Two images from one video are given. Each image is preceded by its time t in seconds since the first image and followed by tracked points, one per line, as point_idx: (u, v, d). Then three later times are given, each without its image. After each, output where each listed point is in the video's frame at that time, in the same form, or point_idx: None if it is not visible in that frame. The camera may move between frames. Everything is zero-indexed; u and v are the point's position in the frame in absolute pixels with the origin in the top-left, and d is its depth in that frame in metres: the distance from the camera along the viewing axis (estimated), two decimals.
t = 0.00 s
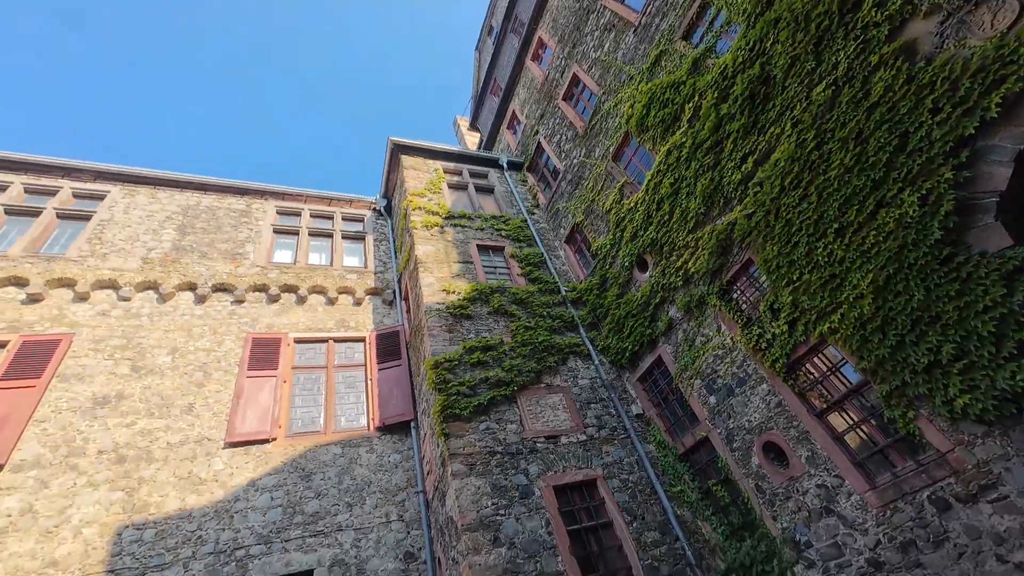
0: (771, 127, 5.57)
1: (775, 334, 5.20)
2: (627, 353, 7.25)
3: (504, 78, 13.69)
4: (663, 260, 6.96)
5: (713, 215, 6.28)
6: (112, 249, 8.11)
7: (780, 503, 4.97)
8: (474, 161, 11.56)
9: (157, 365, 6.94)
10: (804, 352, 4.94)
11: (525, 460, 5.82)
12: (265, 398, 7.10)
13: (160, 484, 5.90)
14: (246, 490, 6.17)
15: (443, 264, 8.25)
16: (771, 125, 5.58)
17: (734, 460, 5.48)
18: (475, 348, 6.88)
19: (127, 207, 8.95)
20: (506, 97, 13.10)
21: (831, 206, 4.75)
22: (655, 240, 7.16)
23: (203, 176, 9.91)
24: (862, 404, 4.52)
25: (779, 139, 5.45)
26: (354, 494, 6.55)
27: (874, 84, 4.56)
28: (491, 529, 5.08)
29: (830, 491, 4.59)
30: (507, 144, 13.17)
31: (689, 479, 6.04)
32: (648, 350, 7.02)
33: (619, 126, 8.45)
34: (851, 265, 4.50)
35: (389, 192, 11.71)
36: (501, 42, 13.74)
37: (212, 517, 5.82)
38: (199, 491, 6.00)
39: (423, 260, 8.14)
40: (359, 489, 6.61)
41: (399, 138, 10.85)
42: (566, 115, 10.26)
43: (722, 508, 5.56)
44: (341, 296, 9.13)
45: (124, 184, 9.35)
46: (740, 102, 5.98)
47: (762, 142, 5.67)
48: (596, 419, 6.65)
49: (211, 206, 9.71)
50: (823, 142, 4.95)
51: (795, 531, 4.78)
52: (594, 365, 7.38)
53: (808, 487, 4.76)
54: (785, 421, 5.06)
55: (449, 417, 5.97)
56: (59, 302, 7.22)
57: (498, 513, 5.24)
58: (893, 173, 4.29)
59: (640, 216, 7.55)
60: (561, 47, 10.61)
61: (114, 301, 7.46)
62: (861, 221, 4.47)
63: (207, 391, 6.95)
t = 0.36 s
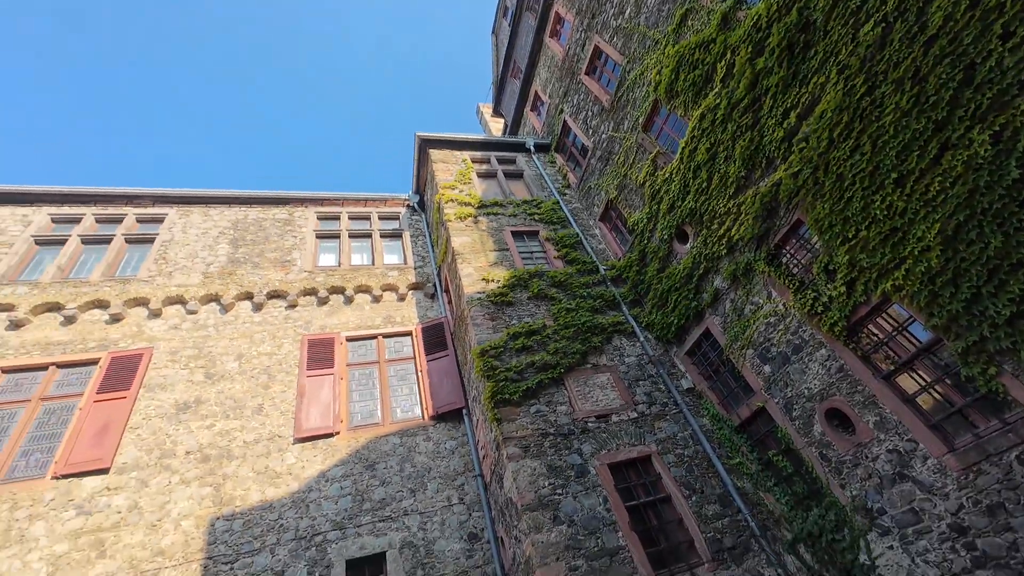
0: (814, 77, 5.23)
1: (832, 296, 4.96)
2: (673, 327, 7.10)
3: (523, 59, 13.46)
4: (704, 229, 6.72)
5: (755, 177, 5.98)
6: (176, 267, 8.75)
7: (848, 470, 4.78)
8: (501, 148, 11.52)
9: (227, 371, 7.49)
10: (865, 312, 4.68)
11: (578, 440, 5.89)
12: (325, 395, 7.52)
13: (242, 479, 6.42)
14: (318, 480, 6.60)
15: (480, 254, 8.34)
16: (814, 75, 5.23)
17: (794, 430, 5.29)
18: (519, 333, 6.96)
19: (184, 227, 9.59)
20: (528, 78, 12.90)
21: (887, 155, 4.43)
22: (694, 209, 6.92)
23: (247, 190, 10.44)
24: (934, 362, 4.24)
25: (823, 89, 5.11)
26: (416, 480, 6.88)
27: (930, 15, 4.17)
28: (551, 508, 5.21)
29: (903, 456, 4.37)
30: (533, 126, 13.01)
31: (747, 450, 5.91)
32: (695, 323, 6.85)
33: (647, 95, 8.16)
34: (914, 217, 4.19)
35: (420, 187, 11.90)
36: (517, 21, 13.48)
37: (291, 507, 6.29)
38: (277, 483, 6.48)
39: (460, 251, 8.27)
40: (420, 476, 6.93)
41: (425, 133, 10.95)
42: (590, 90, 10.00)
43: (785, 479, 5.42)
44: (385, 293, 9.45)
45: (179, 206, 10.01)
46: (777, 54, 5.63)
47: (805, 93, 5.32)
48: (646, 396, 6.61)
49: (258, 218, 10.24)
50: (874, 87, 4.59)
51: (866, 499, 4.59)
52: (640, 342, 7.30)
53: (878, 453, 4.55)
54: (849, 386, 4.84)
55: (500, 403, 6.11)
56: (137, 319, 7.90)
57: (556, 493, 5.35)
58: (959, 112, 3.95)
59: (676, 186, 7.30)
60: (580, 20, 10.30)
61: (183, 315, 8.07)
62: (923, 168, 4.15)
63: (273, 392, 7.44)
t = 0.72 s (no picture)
0: (859, 18, 4.85)
1: (893, 253, 4.65)
2: (718, 298, 6.89)
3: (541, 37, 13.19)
4: (745, 195, 6.44)
5: (799, 134, 5.65)
6: (231, 278, 9.32)
7: (919, 435, 4.53)
8: (526, 131, 11.40)
9: (286, 372, 7.96)
10: (931, 267, 4.37)
11: (628, 418, 5.89)
12: (378, 388, 7.87)
13: (310, 471, 6.86)
14: (379, 469, 6.95)
15: (515, 240, 8.37)
16: (859, 16, 4.85)
17: (857, 396, 5.06)
18: (560, 316, 6.98)
19: (234, 239, 10.16)
20: (548, 56, 12.65)
21: (949, 94, 4.07)
22: (732, 174, 6.64)
23: (287, 199, 10.89)
24: (1014, 315, 3.93)
25: (871, 30, 4.73)
26: (471, 465, 7.12)
27: None
28: (605, 485, 5.26)
29: (982, 417, 4.09)
30: (556, 105, 12.78)
31: (806, 420, 5.71)
32: (741, 293, 6.63)
33: (674, 59, 7.82)
34: (984, 159, 3.85)
35: (450, 179, 12.00)
36: None
37: (357, 494, 6.67)
38: (342, 473, 6.88)
39: (494, 239, 8.33)
40: (475, 460, 7.16)
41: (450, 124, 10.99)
42: (614, 61, 9.68)
43: (849, 447, 5.21)
44: (425, 287, 9.68)
45: (228, 220, 10.60)
46: None
47: (850, 37, 4.95)
48: (694, 370, 6.50)
49: (300, 224, 10.68)
50: (930, 20, 4.21)
51: (941, 464, 4.35)
52: (684, 316, 7.15)
53: (952, 415, 4.29)
54: (916, 347, 4.56)
55: (547, 385, 6.20)
56: (202, 329, 8.50)
57: (609, 471, 5.39)
58: None
59: (712, 151, 7.01)
60: None
61: (242, 322, 8.62)
62: (992, 105, 3.79)
63: (330, 388, 7.85)
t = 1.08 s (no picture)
0: None
1: (963, 203, 4.29)
2: (767, 266, 6.60)
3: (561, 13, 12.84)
4: (791, 155, 6.08)
5: (848, 83, 5.26)
6: (282, 282, 9.83)
7: (1003, 398, 4.20)
8: (552, 112, 11.21)
9: (341, 367, 8.37)
10: (1010, 215, 3.99)
11: (678, 394, 5.81)
12: (428, 378, 8.13)
13: (371, 459, 7.22)
14: (434, 455, 7.23)
15: (549, 223, 8.32)
16: None
17: (929, 359, 4.74)
18: (601, 296, 6.92)
19: (282, 245, 10.68)
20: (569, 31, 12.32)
21: None
22: (775, 134, 6.29)
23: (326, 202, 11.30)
24: None
25: None
26: (522, 447, 7.26)
27: None
28: (659, 462, 5.23)
29: None
30: (581, 81, 12.47)
31: (871, 387, 5.43)
32: (792, 259, 6.31)
33: (705, 18, 7.45)
34: None
35: (480, 168, 12.03)
36: None
37: (416, 480, 6.98)
38: (400, 460, 7.20)
39: (529, 224, 8.32)
40: (526, 443, 7.30)
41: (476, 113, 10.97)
42: (639, 28, 9.32)
43: (921, 413, 4.92)
44: (464, 277, 9.85)
45: (274, 227, 11.14)
46: None
47: None
48: (745, 342, 6.28)
49: (340, 225, 11.08)
50: None
51: None
52: (730, 287, 6.88)
53: None
54: (995, 303, 4.21)
55: (593, 366, 6.20)
56: (261, 331, 9.06)
57: (663, 448, 5.35)
58: None
59: (752, 112, 6.65)
60: None
61: (297, 322, 9.11)
62: None
63: (383, 380, 8.19)
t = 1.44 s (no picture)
0: None
1: None
2: (818, 227, 6.20)
3: None
4: (840, 105, 5.67)
5: (903, 18, 4.83)
6: (327, 282, 10.23)
7: None
8: (576, 88, 10.91)
9: (389, 360, 8.66)
10: None
11: (729, 366, 5.62)
12: (472, 366, 8.28)
13: (424, 446, 7.47)
14: (485, 440, 7.38)
15: (582, 203, 8.17)
16: None
17: (1012, 315, 4.32)
18: (641, 273, 6.75)
19: (324, 246, 11.08)
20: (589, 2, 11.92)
21: None
22: (821, 84, 5.86)
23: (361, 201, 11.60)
24: None
25: None
26: (571, 429, 7.29)
27: None
28: (714, 437, 5.10)
29: None
30: (605, 53, 12.07)
31: (945, 348, 5.02)
32: (847, 217, 5.90)
33: None
34: None
35: (507, 153, 11.95)
36: None
37: (469, 464, 7.16)
38: (452, 446, 7.41)
39: (562, 205, 8.21)
40: (574, 424, 7.33)
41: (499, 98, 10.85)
42: None
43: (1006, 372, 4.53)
44: (500, 264, 9.89)
45: (315, 230, 11.57)
46: None
47: None
48: (799, 309, 5.95)
49: (377, 223, 11.36)
50: None
51: None
52: (779, 253, 6.52)
53: None
54: None
55: (638, 344, 6.10)
56: (312, 331, 9.50)
57: (716, 422, 5.21)
58: None
59: (793, 64, 6.23)
60: None
61: (344, 320, 9.48)
62: None
63: (429, 370, 8.42)
